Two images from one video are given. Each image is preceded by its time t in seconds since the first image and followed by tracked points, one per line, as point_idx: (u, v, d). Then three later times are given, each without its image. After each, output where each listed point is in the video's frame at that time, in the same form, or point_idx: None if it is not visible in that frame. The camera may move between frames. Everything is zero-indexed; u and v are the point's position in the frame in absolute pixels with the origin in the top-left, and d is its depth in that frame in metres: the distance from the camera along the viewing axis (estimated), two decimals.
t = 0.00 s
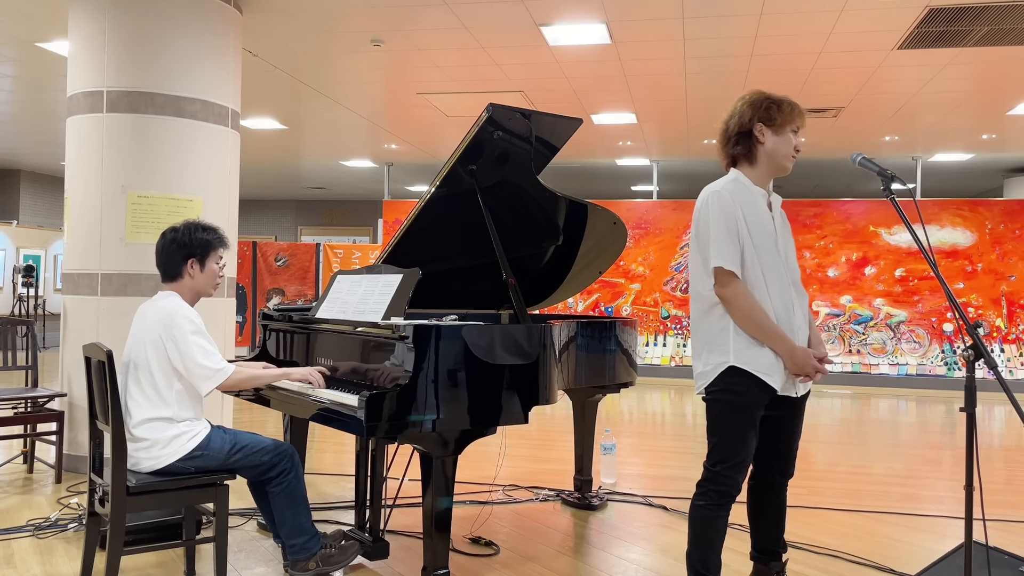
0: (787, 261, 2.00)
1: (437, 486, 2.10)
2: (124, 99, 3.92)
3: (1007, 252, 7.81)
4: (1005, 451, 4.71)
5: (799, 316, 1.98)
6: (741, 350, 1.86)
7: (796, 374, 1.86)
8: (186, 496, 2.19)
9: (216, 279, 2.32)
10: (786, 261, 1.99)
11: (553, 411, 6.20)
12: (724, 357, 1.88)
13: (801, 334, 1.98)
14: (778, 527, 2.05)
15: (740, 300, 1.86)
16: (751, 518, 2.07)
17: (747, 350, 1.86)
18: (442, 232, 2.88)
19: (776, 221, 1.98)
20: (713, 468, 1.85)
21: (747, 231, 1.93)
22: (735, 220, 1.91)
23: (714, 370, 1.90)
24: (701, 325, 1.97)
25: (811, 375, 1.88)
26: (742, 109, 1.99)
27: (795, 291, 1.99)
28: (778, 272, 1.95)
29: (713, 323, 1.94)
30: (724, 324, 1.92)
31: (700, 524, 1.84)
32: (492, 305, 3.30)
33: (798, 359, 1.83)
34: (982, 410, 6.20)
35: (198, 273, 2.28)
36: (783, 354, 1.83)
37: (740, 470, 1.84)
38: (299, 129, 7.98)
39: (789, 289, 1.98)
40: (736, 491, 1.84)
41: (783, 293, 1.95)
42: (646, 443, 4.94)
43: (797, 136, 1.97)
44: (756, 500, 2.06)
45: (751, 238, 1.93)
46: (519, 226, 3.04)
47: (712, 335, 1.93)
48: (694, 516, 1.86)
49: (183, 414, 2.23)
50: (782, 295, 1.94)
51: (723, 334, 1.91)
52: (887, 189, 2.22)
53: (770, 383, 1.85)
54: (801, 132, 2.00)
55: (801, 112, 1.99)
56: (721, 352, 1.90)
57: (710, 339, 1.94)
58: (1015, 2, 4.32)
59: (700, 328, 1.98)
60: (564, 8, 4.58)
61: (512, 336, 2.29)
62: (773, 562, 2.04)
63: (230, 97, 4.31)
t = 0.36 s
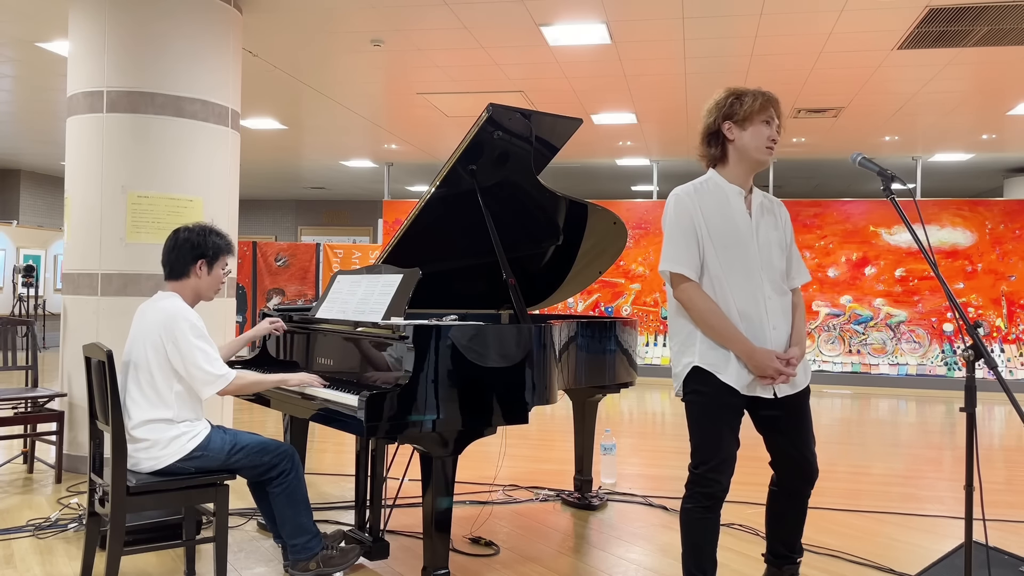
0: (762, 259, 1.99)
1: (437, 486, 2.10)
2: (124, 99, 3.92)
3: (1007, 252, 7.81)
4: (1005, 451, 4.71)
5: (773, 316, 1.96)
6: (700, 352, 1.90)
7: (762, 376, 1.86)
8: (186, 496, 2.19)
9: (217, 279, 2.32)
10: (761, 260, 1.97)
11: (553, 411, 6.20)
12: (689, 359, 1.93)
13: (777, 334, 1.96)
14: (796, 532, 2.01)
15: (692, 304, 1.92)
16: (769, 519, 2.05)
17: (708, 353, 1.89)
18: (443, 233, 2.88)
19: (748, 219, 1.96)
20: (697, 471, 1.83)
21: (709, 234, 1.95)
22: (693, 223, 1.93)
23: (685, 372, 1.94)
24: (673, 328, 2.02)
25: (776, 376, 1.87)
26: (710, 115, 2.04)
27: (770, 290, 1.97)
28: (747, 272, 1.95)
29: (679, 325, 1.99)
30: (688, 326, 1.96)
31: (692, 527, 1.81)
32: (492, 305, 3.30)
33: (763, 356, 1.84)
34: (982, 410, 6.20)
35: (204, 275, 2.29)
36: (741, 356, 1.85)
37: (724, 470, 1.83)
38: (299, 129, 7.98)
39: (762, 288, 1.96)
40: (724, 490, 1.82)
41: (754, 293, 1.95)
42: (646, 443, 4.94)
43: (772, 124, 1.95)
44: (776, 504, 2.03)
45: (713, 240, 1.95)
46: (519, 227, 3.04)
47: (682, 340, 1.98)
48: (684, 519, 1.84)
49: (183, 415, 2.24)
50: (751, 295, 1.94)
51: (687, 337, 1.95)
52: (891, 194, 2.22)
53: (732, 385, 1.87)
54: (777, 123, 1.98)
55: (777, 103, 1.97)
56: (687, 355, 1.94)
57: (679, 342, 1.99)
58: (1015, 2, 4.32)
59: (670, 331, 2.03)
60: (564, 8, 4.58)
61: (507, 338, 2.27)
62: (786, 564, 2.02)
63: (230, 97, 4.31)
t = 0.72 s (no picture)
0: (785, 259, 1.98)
1: (437, 486, 2.10)
2: (124, 99, 3.92)
3: (1007, 252, 7.81)
4: (1005, 451, 4.71)
5: (795, 317, 1.95)
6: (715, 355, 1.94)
7: (777, 378, 1.86)
8: (186, 496, 2.19)
9: (219, 280, 2.32)
10: (783, 259, 1.97)
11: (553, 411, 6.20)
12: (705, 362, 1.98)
13: (798, 335, 1.95)
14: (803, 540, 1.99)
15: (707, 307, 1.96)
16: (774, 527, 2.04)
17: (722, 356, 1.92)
18: (442, 233, 2.88)
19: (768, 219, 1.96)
20: (708, 468, 1.86)
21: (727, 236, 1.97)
22: (709, 226, 1.97)
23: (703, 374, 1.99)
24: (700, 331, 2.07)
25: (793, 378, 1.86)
26: (725, 123, 2.07)
27: (792, 290, 1.96)
28: (766, 273, 1.95)
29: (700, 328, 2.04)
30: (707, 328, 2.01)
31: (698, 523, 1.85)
32: (492, 305, 3.29)
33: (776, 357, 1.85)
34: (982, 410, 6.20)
35: (204, 275, 2.29)
36: (754, 358, 1.87)
37: (733, 469, 1.86)
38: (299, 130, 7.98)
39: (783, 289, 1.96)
40: (732, 489, 1.85)
41: (773, 294, 1.94)
42: (646, 443, 4.94)
43: (785, 120, 1.95)
44: (776, 508, 2.01)
45: (730, 242, 1.97)
46: (519, 226, 3.04)
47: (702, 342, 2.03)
48: (691, 517, 1.88)
49: (183, 416, 2.24)
50: (769, 297, 1.94)
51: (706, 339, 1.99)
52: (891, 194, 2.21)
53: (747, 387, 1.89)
54: (794, 119, 1.98)
55: (790, 101, 1.98)
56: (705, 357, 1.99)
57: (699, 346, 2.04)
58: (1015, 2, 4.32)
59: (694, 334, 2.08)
60: (565, 8, 4.58)
61: (509, 338, 2.28)
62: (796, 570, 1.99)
63: (230, 97, 4.31)
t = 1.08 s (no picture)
0: (812, 263, 2.05)
1: (438, 486, 2.11)
2: (124, 99, 3.92)
3: (1007, 252, 7.73)
4: (1005, 451, 4.70)
5: (817, 320, 2.01)
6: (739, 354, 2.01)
7: (799, 379, 1.94)
8: (185, 496, 2.21)
9: (222, 281, 2.34)
10: (809, 263, 2.04)
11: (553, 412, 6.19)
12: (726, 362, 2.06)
13: (821, 338, 2.01)
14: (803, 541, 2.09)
15: (733, 306, 2.03)
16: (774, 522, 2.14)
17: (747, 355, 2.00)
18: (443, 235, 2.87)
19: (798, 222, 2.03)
20: (721, 467, 1.99)
21: (755, 237, 2.05)
22: (738, 226, 2.05)
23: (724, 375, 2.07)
24: (719, 330, 2.14)
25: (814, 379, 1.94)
26: (755, 125, 2.12)
27: (816, 294, 2.03)
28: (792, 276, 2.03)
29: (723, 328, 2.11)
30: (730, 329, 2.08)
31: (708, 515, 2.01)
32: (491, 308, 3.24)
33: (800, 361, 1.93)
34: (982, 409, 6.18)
35: (209, 277, 2.31)
36: (777, 359, 1.94)
37: (745, 470, 1.97)
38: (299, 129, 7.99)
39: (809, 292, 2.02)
40: (742, 489, 1.97)
41: (798, 296, 2.02)
42: (646, 443, 4.94)
43: (816, 124, 2.00)
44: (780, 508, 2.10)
45: (759, 243, 2.04)
46: (522, 228, 3.07)
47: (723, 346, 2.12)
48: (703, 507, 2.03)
49: (183, 417, 2.23)
50: (794, 299, 2.01)
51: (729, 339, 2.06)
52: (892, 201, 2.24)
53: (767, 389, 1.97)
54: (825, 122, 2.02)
55: (821, 105, 2.03)
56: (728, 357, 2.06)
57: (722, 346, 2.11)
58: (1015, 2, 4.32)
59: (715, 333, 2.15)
60: (565, 8, 4.59)
61: (520, 336, 2.30)
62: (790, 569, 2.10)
63: (230, 97, 4.31)
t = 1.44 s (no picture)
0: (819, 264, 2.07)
1: (437, 486, 2.09)
2: (125, 98, 3.98)
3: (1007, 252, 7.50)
4: (1005, 451, 4.70)
5: (819, 321, 2.05)
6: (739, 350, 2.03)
7: (794, 380, 1.99)
8: (185, 496, 2.22)
9: (225, 284, 2.52)
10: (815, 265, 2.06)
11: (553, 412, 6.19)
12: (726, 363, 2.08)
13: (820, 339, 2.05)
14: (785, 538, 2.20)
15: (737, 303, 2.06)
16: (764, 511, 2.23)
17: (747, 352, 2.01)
18: (443, 229, 2.94)
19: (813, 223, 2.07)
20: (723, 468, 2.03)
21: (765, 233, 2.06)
22: (749, 221, 2.06)
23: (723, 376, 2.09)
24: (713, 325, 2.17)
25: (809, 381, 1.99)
26: (773, 126, 2.13)
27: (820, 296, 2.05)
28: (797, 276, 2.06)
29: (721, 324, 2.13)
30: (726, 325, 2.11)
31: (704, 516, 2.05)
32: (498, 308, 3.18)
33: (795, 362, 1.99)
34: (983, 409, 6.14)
35: (211, 281, 2.49)
36: (778, 360, 1.99)
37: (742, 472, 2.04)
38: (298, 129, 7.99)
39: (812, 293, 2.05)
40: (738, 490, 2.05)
41: (801, 296, 2.05)
42: (646, 443, 4.94)
43: (834, 128, 2.02)
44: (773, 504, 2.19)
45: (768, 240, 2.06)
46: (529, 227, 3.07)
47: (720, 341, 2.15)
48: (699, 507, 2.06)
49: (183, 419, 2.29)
50: (797, 299, 2.04)
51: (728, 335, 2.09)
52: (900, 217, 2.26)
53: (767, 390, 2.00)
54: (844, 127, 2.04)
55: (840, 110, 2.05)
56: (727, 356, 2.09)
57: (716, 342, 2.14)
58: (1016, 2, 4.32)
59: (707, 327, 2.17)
60: (565, 7, 4.59)
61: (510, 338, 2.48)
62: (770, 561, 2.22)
63: (228, 97, 4.50)
